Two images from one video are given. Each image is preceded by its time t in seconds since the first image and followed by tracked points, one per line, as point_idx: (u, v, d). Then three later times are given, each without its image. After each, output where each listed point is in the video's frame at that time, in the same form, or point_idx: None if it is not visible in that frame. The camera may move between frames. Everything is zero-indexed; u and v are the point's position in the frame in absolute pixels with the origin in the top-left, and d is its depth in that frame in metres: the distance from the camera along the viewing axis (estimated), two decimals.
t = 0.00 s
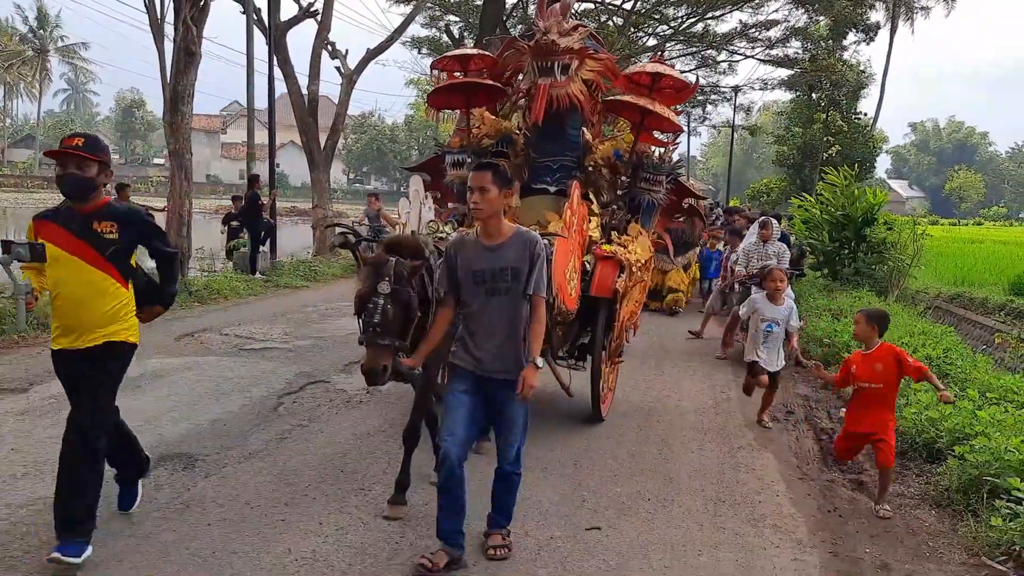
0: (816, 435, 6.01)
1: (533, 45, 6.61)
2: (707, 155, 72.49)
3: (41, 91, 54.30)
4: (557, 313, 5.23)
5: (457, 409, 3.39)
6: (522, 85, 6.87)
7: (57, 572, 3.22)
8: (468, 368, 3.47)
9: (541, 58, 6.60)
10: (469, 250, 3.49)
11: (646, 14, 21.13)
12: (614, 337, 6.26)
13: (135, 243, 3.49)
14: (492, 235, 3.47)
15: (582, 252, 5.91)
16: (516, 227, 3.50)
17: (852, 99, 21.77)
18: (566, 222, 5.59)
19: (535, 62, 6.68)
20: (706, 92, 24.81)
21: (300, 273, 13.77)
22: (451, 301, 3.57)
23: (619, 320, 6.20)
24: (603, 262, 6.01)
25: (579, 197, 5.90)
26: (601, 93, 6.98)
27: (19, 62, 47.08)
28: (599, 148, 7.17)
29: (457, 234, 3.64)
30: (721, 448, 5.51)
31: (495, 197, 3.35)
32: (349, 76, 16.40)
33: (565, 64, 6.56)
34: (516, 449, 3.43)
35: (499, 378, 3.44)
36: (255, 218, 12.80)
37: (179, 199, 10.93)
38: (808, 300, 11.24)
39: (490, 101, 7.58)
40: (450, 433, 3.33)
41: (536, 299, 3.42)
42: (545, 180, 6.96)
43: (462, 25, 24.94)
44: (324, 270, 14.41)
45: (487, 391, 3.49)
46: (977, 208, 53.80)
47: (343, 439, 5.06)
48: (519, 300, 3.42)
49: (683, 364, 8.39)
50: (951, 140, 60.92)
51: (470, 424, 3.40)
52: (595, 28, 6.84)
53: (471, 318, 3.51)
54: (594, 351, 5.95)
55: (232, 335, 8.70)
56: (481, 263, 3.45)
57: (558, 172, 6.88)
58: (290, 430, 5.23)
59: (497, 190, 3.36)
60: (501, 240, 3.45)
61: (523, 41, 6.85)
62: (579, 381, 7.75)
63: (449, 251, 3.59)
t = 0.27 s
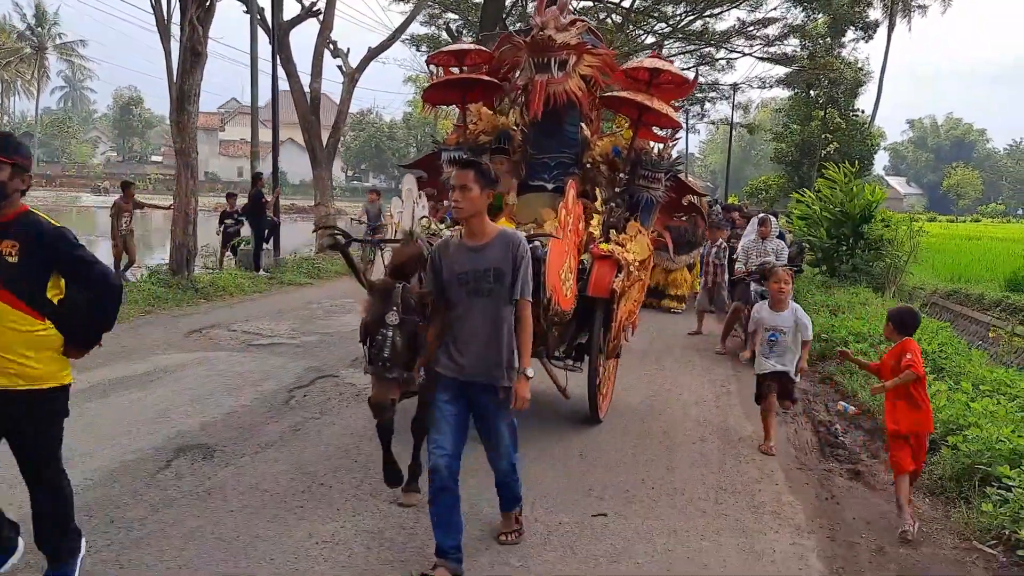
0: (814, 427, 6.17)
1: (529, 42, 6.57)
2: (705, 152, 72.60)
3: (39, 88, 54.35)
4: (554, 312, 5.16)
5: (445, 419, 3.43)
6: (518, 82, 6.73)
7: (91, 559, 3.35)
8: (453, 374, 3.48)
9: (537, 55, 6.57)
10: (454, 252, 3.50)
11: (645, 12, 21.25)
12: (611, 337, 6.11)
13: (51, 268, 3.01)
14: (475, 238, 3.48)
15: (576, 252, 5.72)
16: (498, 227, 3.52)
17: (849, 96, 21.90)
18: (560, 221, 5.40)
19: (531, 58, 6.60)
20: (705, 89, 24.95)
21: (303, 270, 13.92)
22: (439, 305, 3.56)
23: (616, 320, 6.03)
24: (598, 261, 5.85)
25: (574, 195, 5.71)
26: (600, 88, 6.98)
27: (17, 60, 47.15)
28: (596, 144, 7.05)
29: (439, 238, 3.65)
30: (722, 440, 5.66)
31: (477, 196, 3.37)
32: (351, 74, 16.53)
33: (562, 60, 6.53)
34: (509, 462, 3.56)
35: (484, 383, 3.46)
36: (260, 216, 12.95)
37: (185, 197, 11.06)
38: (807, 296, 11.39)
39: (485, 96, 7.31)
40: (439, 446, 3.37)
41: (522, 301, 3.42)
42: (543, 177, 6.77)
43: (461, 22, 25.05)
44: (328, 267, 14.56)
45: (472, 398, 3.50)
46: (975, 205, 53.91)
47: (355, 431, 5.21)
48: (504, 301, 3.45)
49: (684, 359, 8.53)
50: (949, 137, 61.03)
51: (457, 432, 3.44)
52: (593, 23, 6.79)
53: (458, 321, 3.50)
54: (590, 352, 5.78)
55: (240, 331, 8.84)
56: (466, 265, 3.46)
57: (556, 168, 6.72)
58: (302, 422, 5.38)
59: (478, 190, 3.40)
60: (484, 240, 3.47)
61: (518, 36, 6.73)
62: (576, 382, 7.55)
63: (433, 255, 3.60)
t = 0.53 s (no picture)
0: (816, 420, 6.35)
1: (533, 37, 6.53)
2: (705, 151, 72.77)
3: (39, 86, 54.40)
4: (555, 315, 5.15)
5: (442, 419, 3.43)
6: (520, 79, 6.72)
7: (130, 541, 3.51)
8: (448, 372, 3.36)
9: (541, 50, 6.51)
10: (447, 246, 3.36)
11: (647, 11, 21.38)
12: (613, 337, 6.07)
13: None
14: (470, 231, 3.35)
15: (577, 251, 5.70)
16: (493, 220, 3.39)
17: (849, 94, 22.04)
18: (562, 222, 5.39)
19: (534, 54, 6.56)
20: (705, 88, 25.11)
21: (309, 268, 14.08)
22: (433, 302, 3.40)
23: (619, 320, 5.98)
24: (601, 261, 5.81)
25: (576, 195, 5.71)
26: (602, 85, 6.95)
27: (17, 58, 47.23)
28: (598, 143, 7.12)
29: (429, 232, 3.49)
30: (726, 431, 5.83)
31: (470, 187, 3.27)
32: (356, 74, 16.68)
33: (566, 56, 6.47)
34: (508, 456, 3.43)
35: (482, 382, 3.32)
36: (267, 214, 13.12)
37: (195, 195, 11.22)
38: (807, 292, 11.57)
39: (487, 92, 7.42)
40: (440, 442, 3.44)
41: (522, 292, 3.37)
42: (544, 175, 6.73)
43: (463, 21, 25.18)
44: (333, 265, 14.72)
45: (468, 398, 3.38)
46: (974, 203, 54.01)
47: (371, 422, 5.38)
48: (500, 296, 3.33)
49: (686, 354, 8.72)
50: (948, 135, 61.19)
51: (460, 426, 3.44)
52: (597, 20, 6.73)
53: (452, 318, 3.36)
54: (592, 353, 5.74)
55: (251, 327, 9.01)
56: (461, 260, 3.33)
57: (558, 166, 6.70)
58: (319, 414, 5.55)
59: (472, 181, 3.30)
60: (479, 233, 3.34)
61: (521, 32, 6.68)
62: (578, 382, 7.53)
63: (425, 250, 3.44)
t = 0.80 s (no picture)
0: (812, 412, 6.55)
1: (526, 33, 6.43)
2: (701, 149, 72.97)
3: (37, 84, 54.40)
4: (554, 316, 5.11)
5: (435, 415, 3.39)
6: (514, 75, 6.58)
7: (160, 523, 3.67)
8: (442, 382, 3.26)
9: (536, 47, 6.38)
10: (448, 253, 3.22)
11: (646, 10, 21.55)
12: (613, 335, 6.06)
13: None
14: (473, 239, 3.21)
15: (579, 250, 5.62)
16: (498, 231, 3.25)
17: (845, 93, 22.23)
18: (565, 220, 5.32)
19: (528, 51, 6.41)
20: (702, 87, 25.29)
21: (313, 265, 14.24)
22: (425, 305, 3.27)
23: (619, 318, 5.98)
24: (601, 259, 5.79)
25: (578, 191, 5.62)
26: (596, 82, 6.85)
27: (15, 56, 47.24)
28: (593, 140, 6.97)
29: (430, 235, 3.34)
30: (725, 423, 6.02)
31: (477, 197, 3.13)
32: (358, 73, 16.85)
33: (560, 53, 6.38)
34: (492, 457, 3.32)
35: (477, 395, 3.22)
36: (271, 213, 13.29)
37: (201, 194, 11.38)
38: (804, 289, 11.77)
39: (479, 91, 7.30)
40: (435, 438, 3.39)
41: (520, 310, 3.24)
42: (539, 173, 6.66)
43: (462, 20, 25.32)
44: (336, 262, 14.89)
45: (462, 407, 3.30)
46: (970, 201, 54.22)
47: (382, 414, 5.55)
48: (499, 312, 3.19)
49: (685, 350, 8.90)
50: (943, 133, 61.45)
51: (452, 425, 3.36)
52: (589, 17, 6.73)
53: (447, 326, 3.23)
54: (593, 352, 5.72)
55: (258, 323, 9.18)
56: (461, 267, 3.19)
57: (554, 165, 6.61)
58: (332, 406, 5.72)
59: (478, 188, 3.15)
60: (484, 244, 3.20)
61: (515, 28, 6.64)
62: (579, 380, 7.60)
63: (424, 252, 3.30)
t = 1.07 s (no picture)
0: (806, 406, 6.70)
1: (520, 32, 6.18)
2: (697, 149, 73.24)
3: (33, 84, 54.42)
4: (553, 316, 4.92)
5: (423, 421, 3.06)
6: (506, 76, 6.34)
7: (179, 510, 3.83)
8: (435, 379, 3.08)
9: (530, 46, 6.15)
10: (444, 246, 3.11)
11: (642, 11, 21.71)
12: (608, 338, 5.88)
13: None
14: (471, 230, 3.09)
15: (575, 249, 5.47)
16: (496, 224, 3.14)
17: (840, 94, 22.40)
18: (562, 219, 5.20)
19: (522, 50, 6.19)
20: (698, 87, 25.47)
21: (313, 264, 14.39)
22: (417, 301, 3.15)
23: (614, 320, 5.83)
24: (598, 260, 5.52)
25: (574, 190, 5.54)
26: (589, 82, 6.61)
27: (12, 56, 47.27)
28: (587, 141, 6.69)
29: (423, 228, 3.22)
30: (721, 417, 6.17)
31: (476, 187, 3.02)
32: (357, 74, 16.99)
33: (555, 52, 6.12)
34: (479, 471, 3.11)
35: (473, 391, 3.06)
36: (272, 212, 13.44)
37: (204, 194, 11.52)
38: (798, 288, 11.93)
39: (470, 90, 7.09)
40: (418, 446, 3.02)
41: (518, 305, 3.07)
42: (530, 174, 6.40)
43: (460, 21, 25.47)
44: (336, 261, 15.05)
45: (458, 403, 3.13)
46: (964, 201, 54.49)
47: (387, 409, 5.69)
48: (495, 305, 3.05)
49: (682, 348, 9.05)
50: (938, 133, 61.76)
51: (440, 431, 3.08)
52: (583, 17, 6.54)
53: (441, 321, 3.08)
54: (590, 354, 5.55)
55: (262, 321, 9.32)
56: (457, 261, 3.07)
57: (547, 166, 6.36)
58: (338, 401, 5.86)
59: (477, 179, 3.04)
60: (479, 236, 3.08)
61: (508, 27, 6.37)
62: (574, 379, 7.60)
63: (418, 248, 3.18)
